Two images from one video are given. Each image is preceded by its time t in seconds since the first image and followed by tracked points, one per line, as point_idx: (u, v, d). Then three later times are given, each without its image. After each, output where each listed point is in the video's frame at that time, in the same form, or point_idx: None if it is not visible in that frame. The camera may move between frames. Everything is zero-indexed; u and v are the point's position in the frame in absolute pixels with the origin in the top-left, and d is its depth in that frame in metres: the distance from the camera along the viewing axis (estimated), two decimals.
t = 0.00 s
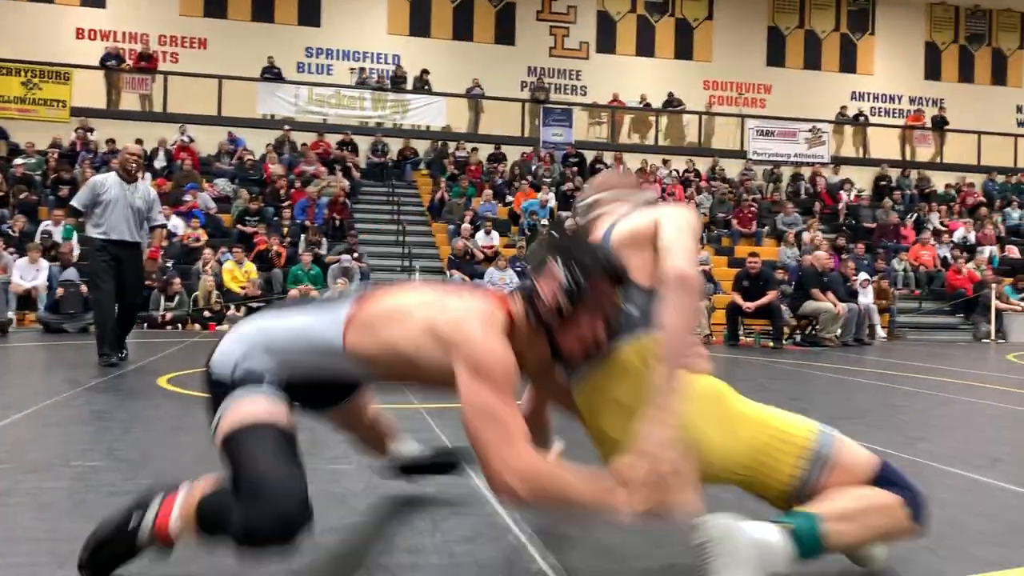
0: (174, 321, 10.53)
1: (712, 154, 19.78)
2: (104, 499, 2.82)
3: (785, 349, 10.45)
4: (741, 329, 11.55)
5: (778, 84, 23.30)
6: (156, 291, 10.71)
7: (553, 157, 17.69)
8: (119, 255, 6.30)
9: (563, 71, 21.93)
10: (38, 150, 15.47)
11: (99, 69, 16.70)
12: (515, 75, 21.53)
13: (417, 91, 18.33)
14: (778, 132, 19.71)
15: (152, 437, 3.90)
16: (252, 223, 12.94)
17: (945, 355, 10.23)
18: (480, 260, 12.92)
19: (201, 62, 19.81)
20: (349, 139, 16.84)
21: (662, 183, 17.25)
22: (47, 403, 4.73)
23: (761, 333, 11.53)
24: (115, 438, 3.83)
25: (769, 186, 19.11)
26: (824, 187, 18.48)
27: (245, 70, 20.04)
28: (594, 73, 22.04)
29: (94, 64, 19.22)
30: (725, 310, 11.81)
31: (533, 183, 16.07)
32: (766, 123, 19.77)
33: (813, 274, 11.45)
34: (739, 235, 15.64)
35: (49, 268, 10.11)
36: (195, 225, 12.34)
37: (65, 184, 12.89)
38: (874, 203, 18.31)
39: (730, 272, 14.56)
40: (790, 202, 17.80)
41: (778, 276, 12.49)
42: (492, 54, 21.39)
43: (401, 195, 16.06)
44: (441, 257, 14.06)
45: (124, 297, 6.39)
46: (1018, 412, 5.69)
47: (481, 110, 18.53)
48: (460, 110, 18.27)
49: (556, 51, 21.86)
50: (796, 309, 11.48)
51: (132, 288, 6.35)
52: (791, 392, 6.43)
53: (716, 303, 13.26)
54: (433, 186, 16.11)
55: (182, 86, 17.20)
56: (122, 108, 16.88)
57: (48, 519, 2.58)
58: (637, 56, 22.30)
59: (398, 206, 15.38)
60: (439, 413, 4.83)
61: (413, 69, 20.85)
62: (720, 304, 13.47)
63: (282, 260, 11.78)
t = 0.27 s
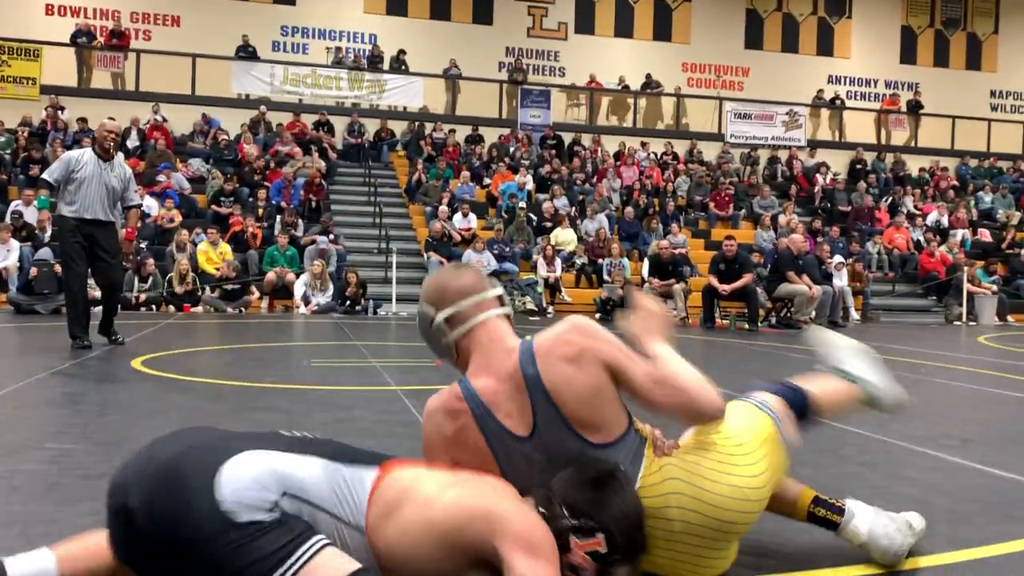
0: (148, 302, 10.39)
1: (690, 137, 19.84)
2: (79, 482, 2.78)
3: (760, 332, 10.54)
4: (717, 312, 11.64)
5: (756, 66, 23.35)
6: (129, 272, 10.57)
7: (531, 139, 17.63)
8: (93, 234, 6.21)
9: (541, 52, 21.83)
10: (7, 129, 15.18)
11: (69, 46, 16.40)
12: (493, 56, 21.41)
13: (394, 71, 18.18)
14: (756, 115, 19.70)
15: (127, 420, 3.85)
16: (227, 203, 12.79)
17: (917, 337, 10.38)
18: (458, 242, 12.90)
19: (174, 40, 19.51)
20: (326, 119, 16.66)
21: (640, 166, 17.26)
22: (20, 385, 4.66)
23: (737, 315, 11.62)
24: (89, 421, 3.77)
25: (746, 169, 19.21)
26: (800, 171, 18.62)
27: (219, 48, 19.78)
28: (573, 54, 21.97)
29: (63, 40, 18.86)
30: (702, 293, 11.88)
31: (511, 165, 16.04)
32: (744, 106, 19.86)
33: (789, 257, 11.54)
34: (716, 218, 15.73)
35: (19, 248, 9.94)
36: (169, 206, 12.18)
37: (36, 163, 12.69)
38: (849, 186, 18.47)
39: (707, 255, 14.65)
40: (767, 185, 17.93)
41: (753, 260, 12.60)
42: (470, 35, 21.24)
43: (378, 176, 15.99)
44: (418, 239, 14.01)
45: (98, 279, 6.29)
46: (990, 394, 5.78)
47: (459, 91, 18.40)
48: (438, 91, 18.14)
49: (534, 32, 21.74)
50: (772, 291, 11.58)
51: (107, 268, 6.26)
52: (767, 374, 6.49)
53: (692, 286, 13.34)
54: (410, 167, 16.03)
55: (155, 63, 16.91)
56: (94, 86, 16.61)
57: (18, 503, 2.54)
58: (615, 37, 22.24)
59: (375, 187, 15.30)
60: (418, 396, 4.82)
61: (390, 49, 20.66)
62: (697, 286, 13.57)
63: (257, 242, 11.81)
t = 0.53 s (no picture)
0: (145, 273, 10.41)
1: (689, 109, 19.73)
2: (78, 452, 2.81)
3: (758, 306, 10.56)
4: (716, 285, 11.65)
5: (757, 38, 23.17)
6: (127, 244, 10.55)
7: (529, 111, 17.51)
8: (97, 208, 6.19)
9: (541, 22, 21.62)
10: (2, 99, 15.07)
11: (63, 15, 16.23)
12: (492, 26, 21.21)
13: (392, 41, 18.01)
14: (756, 87, 19.46)
15: (126, 391, 3.87)
16: (224, 175, 12.75)
17: (914, 311, 10.41)
18: (456, 215, 12.85)
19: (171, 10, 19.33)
20: (323, 90, 16.52)
21: (639, 138, 17.17)
22: (19, 357, 4.69)
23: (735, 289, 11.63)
24: (89, 392, 3.80)
25: (746, 142, 19.12)
26: (800, 144, 18.55)
27: (214, 18, 19.59)
28: (572, 25, 21.77)
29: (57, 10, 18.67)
30: (700, 267, 11.88)
31: (510, 138, 15.96)
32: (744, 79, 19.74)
33: (787, 231, 11.53)
34: (715, 191, 15.71)
35: (16, 219, 9.90)
36: (167, 178, 12.16)
37: (32, 133, 12.62)
38: (849, 160, 18.41)
39: (706, 229, 14.64)
40: (766, 158, 17.88)
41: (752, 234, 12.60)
42: (469, 5, 21.03)
43: (375, 148, 15.92)
44: (416, 211, 13.97)
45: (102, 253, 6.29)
46: (985, 368, 5.81)
47: (457, 62, 18.25)
48: (436, 63, 17.99)
49: (533, 2, 21.52)
50: (770, 265, 11.59)
51: (112, 242, 6.25)
52: (763, 347, 6.51)
53: (691, 259, 13.34)
54: (408, 139, 15.95)
55: (151, 33, 16.76)
56: (89, 56, 16.46)
57: (18, 472, 2.57)
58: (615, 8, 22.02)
59: (373, 160, 15.24)
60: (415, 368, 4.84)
61: (388, 19, 20.46)
62: (695, 260, 13.56)
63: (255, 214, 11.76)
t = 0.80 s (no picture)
0: (159, 245, 10.50)
1: (705, 82, 19.52)
2: (95, 422, 2.84)
3: (771, 282, 10.51)
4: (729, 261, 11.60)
5: (775, 10, 22.84)
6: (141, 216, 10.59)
7: (543, 83, 17.36)
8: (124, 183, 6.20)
9: None
10: (15, 70, 15.08)
11: None
12: None
13: (405, 12, 17.87)
14: (773, 61, 19.31)
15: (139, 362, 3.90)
16: (238, 147, 12.76)
17: (928, 288, 10.34)
18: (468, 189, 12.81)
19: None
20: (336, 62, 16.41)
21: (654, 112, 17.03)
22: (35, 326, 4.73)
23: (749, 265, 11.58)
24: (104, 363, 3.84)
25: (761, 115, 18.93)
26: (816, 118, 18.34)
27: None
28: None
29: None
30: (714, 242, 11.82)
31: (523, 110, 15.87)
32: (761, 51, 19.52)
33: (802, 206, 11.45)
34: (730, 166, 15.60)
35: (32, 190, 9.93)
36: (181, 149, 12.19)
37: (46, 104, 12.64)
38: (866, 134, 18.19)
39: (720, 204, 14.56)
40: (782, 132, 17.73)
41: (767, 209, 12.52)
42: None
43: (388, 120, 15.88)
44: (428, 184, 13.95)
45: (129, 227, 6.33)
46: (999, 344, 5.78)
47: (471, 33, 18.11)
48: (450, 34, 17.85)
49: None
50: (784, 241, 11.52)
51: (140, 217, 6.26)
52: (775, 322, 6.50)
53: (704, 234, 13.29)
54: (420, 112, 15.89)
55: (164, 3, 16.72)
56: (101, 26, 16.41)
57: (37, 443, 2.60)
58: None
59: (385, 132, 15.20)
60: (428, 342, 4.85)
61: None
62: (709, 235, 13.51)
63: (268, 186, 11.76)
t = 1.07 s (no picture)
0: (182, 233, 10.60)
1: (728, 71, 19.34)
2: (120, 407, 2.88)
3: (794, 273, 10.42)
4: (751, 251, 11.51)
5: None
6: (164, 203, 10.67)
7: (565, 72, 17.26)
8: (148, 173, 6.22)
9: None
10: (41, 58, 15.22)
11: None
12: None
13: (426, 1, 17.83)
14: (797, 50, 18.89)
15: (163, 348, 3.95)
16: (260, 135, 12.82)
17: (954, 280, 10.22)
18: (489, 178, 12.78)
19: None
20: (357, 50, 16.41)
21: (676, 101, 16.91)
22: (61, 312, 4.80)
23: (771, 256, 11.48)
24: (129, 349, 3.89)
25: (785, 105, 18.73)
26: (841, 107, 18.13)
27: None
28: None
29: None
30: (736, 232, 11.72)
31: (544, 99, 15.81)
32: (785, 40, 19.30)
33: (826, 196, 11.33)
34: (753, 155, 15.47)
35: (57, 176, 10.04)
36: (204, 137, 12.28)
37: (71, 92, 12.76)
38: (892, 124, 17.94)
39: (742, 194, 14.44)
40: (806, 122, 17.56)
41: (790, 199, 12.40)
42: None
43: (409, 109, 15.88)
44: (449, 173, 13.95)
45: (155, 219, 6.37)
46: None
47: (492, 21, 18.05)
48: (471, 22, 17.80)
49: None
50: (807, 231, 11.41)
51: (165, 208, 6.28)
52: (797, 313, 6.45)
53: (726, 225, 13.20)
54: (441, 100, 15.88)
55: None
56: (125, 15, 16.51)
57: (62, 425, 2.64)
58: None
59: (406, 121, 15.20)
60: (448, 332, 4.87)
61: None
62: (731, 225, 13.42)
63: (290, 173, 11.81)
